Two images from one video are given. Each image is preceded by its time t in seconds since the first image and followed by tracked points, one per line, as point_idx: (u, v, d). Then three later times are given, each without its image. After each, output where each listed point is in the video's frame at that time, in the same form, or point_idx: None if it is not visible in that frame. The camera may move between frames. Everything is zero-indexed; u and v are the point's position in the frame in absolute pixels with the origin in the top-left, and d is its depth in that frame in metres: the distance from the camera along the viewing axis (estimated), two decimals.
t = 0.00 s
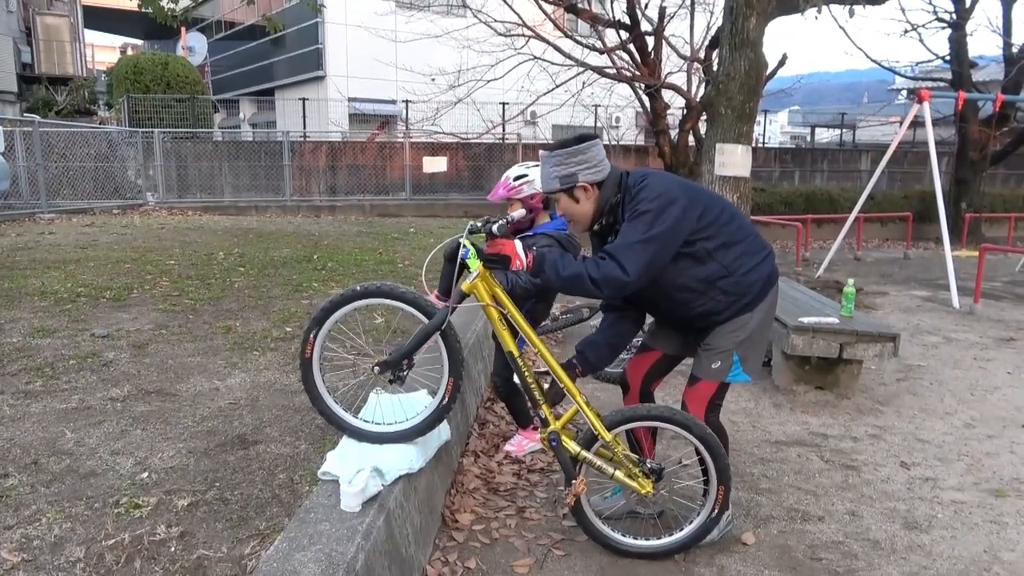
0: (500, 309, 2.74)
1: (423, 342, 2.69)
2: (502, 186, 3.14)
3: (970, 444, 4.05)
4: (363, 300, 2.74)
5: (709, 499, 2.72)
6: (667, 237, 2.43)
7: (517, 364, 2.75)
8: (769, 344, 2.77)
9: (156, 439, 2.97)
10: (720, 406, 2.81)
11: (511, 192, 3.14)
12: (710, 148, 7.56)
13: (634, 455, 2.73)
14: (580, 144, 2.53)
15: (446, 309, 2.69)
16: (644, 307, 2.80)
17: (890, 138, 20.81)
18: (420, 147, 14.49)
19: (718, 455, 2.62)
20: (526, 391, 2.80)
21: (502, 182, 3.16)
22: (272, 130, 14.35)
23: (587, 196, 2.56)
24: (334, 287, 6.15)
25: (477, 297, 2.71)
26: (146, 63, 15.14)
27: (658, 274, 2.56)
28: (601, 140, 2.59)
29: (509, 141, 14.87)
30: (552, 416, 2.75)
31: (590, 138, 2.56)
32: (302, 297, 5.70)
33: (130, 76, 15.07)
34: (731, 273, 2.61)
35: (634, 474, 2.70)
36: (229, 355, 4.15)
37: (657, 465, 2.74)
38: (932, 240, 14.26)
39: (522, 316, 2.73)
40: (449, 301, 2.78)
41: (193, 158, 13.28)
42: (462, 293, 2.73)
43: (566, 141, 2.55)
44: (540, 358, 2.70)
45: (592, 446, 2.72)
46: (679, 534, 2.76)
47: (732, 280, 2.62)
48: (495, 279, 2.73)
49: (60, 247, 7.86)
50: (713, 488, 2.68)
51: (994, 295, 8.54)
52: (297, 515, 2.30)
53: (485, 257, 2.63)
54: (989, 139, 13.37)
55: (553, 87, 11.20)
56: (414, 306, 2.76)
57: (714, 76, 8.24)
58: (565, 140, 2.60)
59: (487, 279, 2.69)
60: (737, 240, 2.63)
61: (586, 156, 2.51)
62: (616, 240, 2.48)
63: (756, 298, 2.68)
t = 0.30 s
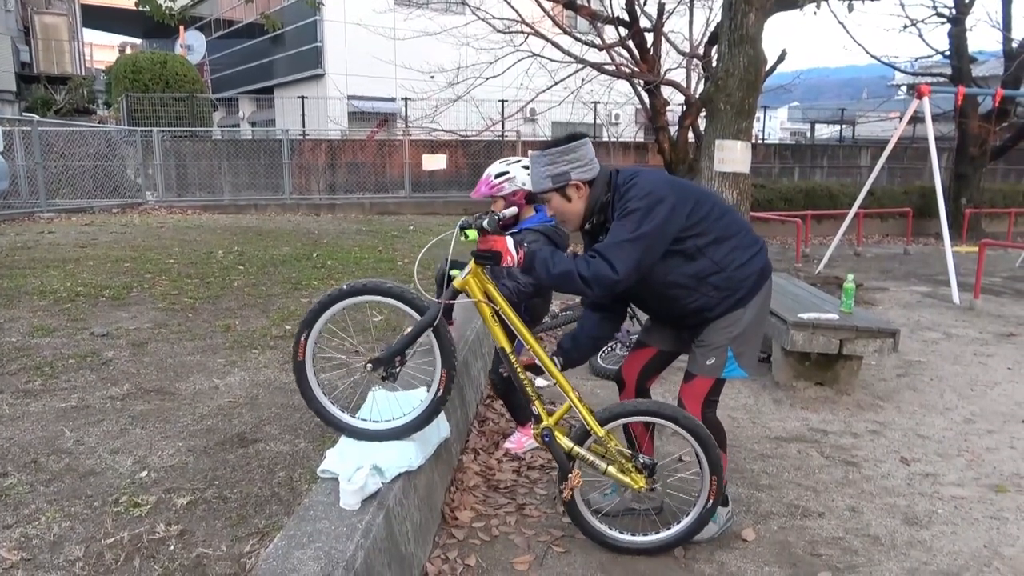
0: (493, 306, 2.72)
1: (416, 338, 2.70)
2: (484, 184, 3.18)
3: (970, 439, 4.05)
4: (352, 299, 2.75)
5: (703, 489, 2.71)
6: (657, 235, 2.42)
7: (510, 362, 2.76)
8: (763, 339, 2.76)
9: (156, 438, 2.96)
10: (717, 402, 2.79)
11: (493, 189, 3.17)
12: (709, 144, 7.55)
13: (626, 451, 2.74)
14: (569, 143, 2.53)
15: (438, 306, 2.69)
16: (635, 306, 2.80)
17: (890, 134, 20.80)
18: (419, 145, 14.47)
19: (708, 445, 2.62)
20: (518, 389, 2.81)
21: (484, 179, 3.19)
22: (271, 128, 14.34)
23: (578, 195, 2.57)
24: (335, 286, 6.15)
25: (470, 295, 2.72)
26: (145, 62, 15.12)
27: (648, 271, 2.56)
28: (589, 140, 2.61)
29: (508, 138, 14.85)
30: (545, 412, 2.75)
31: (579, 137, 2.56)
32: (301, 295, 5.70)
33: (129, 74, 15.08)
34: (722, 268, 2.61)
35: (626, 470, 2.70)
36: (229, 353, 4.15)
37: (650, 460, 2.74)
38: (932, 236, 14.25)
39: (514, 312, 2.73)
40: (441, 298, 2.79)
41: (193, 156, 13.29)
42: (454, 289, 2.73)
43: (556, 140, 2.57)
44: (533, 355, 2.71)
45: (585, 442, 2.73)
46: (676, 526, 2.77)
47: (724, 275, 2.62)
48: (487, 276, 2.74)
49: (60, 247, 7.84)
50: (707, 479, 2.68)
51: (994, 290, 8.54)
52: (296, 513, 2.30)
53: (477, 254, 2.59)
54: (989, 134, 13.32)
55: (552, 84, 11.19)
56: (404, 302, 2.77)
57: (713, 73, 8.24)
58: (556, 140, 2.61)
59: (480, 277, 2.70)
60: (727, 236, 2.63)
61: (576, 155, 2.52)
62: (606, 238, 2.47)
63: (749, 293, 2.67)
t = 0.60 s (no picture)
0: (475, 301, 2.73)
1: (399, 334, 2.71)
2: (470, 179, 3.34)
3: (970, 436, 4.05)
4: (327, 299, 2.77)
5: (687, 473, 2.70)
6: (635, 230, 2.42)
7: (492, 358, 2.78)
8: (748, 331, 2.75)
9: (155, 436, 2.97)
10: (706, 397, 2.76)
11: (479, 183, 3.34)
12: (708, 141, 7.54)
13: (608, 445, 2.74)
14: (548, 139, 2.53)
15: (419, 302, 2.71)
16: (618, 301, 2.79)
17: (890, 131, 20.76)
18: (419, 142, 14.53)
19: (678, 426, 2.63)
20: (501, 386, 2.83)
21: (468, 175, 3.36)
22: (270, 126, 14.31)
23: (557, 191, 2.55)
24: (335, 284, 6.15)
25: (453, 292, 2.71)
26: (143, 60, 15.11)
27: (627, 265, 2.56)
28: (569, 135, 2.59)
29: (508, 136, 14.84)
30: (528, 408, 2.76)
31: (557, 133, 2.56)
32: (301, 292, 5.70)
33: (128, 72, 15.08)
34: (701, 262, 2.61)
35: (609, 465, 2.72)
36: (228, 351, 4.14)
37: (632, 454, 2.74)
38: (932, 232, 14.24)
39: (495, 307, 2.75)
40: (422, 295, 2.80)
41: (193, 154, 13.29)
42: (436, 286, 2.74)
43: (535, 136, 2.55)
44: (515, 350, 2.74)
45: (567, 437, 2.74)
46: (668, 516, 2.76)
47: (703, 269, 2.61)
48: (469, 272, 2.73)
49: (59, 245, 7.81)
50: (688, 462, 2.67)
51: (994, 287, 8.53)
52: (296, 510, 2.30)
53: (459, 250, 2.60)
54: (989, 130, 13.32)
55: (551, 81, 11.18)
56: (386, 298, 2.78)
57: (713, 69, 8.23)
58: (535, 136, 2.60)
59: (461, 272, 2.69)
60: (707, 229, 2.63)
61: (556, 151, 2.51)
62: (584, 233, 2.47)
63: (729, 287, 2.67)
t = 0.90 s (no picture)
0: (455, 299, 2.75)
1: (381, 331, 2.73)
2: (455, 189, 3.35)
3: (972, 435, 4.04)
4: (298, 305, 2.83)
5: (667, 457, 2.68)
6: (611, 223, 2.44)
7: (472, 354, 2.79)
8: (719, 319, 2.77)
9: (157, 433, 2.97)
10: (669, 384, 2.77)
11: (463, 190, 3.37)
12: (710, 139, 7.53)
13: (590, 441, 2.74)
14: (523, 134, 2.53)
15: (400, 300, 2.72)
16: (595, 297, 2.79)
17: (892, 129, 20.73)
18: (421, 140, 14.50)
19: (645, 412, 2.61)
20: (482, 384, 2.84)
21: (454, 185, 3.38)
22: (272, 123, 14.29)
23: (533, 187, 2.56)
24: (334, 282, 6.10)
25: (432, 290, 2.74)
26: (145, 57, 15.11)
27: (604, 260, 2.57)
28: (544, 132, 2.60)
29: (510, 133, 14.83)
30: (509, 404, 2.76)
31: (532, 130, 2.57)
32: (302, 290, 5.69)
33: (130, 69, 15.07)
34: (676, 255, 2.62)
35: (590, 461, 2.71)
36: (230, 348, 4.14)
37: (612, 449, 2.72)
38: (935, 231, 14.22)
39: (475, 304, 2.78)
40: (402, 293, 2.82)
41: (195, 152, 13.28)
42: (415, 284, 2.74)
43: (510, 133, 2.56)
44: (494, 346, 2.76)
45: (549, 434, 2.72)
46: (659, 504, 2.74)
47: (678, 262, 2.62)
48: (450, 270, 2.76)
49: (60, 242, 7.82)
50: (665, 445, 2.64)
51: (996, 285, 8.52)
52: (297, 508, 2.31)
53: (437, 248, 2.69)
54: (992, 129, 13.29)
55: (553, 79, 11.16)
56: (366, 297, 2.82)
57: (714, 67, 8.21)
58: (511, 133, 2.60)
59: (441, 269, 2.73)
60: (681, 223, 2.65)
61: (531, 147, 2.51)
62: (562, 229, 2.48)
63: (703, 279, 2.68)
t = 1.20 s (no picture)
0: (437, 297, 2.80)
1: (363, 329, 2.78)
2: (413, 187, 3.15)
3: (975, 437, 4.04)
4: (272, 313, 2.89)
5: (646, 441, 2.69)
6: (593, 219, 2.45)
7: (455, 351, 2.81)
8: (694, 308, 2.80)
9: (161, 427, 2.97)
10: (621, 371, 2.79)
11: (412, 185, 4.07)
12: (715, 138, 7.52)
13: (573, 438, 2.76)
14: (504, 132, 2.54)
15: (381, 299, 2.77)
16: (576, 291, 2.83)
17: (897, 129, 20.68)
18: (425, 136, 14.44)
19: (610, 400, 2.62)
20: (466, 382, 2.85)
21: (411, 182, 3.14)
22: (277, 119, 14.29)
23: (517, 184, 2.57)
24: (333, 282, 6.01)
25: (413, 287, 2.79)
26: (150, 51, 15.13)
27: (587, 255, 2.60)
28: (528, 128, 2.60)
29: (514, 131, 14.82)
30: (492, 402, 2.77)
31: (514, 127, 2.57)
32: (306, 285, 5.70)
33: (135, 64, 15.09)
34: (656, 251, 2.65)
35: (573, 457, 2.72)
36: (233, 343, 4.15)
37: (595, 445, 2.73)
38: (939, 232, 14.18)
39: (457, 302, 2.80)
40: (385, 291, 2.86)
41: (199, 146, 13.30)
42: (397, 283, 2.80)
43: (492, 130, 2.57)
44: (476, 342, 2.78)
45: (531, 432, 2.71)
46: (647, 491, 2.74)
47: (658, 258, 2.66)
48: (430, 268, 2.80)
49: (65, 235, 7.85)
50: (640, 428, 2.65)
51: (1000, 288, 8.50)
52: (301, 502, 2.31)
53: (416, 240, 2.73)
54: (998, 130, 13.26)
55: (557, 77, 11.14)
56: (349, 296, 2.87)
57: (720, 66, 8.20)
58: (495, 129, 2.60)
59: (421, 268, 2.77)
60: (662, 220, 2.67)
61: (515, 144, 2.52)
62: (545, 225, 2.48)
63: (684, 274, 2.71)
